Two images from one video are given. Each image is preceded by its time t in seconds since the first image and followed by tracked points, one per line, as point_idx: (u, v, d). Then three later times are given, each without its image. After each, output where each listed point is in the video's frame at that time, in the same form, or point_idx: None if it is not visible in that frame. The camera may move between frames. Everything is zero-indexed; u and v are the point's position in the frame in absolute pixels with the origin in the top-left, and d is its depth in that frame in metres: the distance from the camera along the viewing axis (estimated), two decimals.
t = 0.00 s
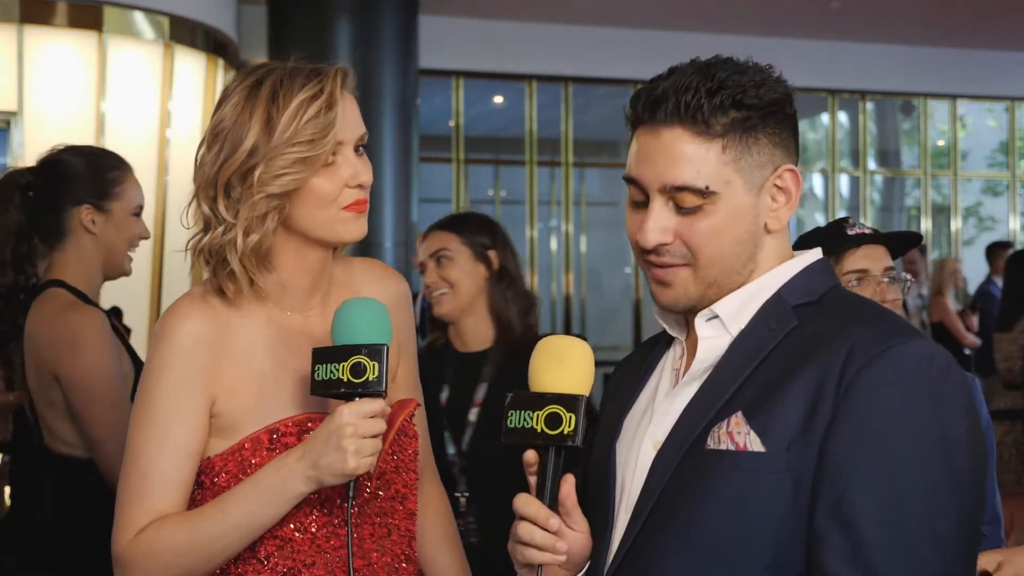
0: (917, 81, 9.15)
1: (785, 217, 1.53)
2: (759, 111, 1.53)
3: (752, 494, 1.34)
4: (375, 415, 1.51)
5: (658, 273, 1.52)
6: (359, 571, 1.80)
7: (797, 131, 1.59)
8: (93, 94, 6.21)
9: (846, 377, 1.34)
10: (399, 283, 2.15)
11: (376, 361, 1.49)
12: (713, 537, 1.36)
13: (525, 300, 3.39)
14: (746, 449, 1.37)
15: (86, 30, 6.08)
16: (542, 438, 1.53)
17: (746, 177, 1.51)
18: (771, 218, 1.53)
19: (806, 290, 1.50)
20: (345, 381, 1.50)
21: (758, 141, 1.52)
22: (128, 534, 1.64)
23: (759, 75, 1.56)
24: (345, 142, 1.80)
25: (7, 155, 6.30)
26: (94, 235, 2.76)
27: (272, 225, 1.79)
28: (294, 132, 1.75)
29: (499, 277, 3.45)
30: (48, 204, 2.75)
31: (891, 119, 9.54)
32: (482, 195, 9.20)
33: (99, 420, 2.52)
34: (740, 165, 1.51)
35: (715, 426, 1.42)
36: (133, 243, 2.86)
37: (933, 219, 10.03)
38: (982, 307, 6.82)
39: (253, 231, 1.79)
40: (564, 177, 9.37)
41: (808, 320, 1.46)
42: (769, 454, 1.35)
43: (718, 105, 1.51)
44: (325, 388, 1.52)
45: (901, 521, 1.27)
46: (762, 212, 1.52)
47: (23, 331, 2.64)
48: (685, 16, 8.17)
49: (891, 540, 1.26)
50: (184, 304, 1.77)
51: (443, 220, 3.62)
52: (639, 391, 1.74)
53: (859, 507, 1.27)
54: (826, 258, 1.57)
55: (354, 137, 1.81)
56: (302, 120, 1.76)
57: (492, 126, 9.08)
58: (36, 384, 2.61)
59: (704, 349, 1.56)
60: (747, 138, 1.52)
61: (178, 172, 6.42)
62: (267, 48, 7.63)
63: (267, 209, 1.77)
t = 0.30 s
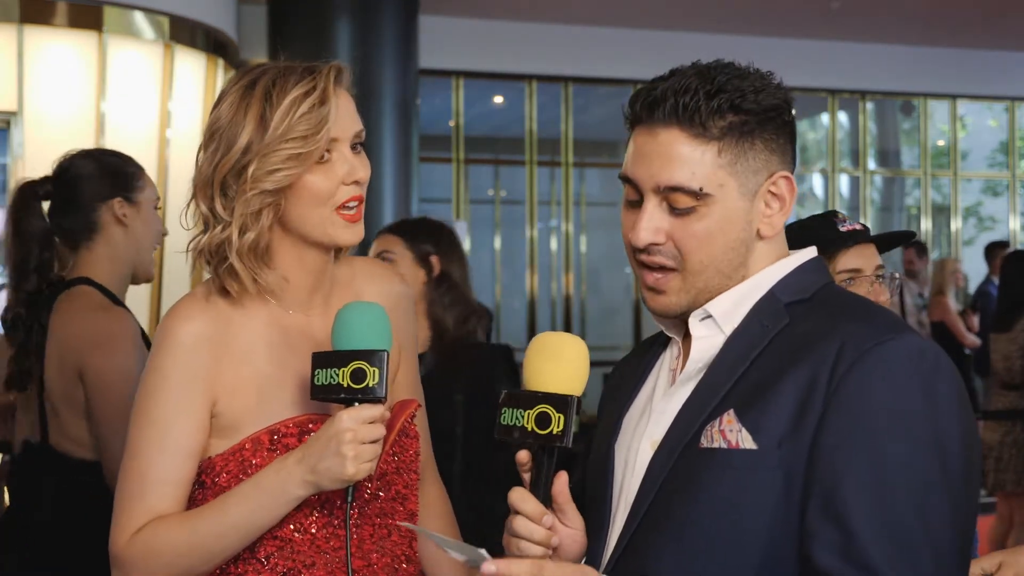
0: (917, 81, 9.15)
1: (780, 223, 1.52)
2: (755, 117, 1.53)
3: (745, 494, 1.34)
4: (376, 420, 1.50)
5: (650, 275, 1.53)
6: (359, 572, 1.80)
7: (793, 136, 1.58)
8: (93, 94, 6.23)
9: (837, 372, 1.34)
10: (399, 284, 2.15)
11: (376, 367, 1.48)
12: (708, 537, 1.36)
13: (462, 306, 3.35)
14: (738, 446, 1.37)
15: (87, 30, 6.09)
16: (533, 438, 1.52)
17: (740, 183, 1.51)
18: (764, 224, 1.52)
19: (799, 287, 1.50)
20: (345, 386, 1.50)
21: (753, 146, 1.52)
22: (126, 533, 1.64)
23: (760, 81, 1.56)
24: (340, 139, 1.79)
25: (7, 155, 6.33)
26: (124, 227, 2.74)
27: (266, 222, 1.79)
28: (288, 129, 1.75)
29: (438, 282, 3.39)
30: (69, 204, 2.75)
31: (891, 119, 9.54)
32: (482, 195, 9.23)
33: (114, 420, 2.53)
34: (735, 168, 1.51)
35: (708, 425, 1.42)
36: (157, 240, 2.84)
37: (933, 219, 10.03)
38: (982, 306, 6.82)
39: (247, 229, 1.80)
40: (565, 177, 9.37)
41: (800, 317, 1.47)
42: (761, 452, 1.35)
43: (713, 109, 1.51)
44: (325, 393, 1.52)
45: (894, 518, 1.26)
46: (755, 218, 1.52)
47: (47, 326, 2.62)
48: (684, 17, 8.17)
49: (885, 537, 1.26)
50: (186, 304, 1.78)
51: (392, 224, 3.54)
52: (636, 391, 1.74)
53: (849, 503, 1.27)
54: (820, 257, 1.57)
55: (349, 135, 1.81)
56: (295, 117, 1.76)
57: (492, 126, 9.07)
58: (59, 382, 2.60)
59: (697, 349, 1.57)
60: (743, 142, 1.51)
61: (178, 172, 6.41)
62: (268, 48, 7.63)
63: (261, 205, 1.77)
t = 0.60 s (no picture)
0: (917, 81, 9.15)
1: (775, 220, 1.53)
2: (756, 109, 1.54)
3: (745, 493, 1.34)
4: (381, 418, 1.50)
5: (640, 261, 1.54)
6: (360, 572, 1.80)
7: (796, 136, 1.59)
8: (93, 95, 6.26)
9: (836, 368, 1.34)
10: (398, 284, 2.15)
11: (383, 365, 1.48)
12: (707, 535, 1.36)
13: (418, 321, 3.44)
14: (738, 443, 1.37)
15: (86, 30, 6.09)
16: (529, 435, 1.53)
17: (734, 171, 1.52)
18: (759, 218, 1.53)
19: (799, 286, 1.50)
20: (352, 383, 1.49)
21: (752, 141, 1.53)
22: (129, 533, 1.64)
23: (765, 77, 1.57)
24: (348, 146, 1.79)
25: (6, 155, 6.40)
26: (140, 232, 2.69)
27: (277, 231, 1.79)
28: (298, 139, 1.75)
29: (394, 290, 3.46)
30: (89, 199, 2.68)
31: (891, 119, 9.55)
32: (482, 195, 9.25)
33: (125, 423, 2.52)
34: (730, 157, 1.52)
35: (707, 422, 1.41)
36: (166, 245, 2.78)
37: (933, 219, 10.02)
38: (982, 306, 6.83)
39: (258, 238, 1.80)
40: (565, 177, 9.39)
41: (799, 316, 1.47)
42: (761, 449, 1.35)
43: (714, 97, 1.53)
44: (332, 391, 1.51)
45: (893, 516, 1.26)
46: (750, 212, 1.53)
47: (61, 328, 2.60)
48: (685, 17, 8.17)
49: (885, 537, 1.26)
50: (189, 303, 1.77)
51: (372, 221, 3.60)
52: (636, 390, 1.74)
53: (848, 503, 1.26)
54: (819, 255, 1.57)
55: (357, 142, 1.81)
56: (306, 127, 1.75)
57: (492, 126, 9.06)
58: (71, 385, 2.57)
59: (696, 347, 1.57)
60: (740, 132, 1.52)
61: (178, 172, 6.42)
62: (267, 48, 7.63)
63: (273, 215, 1.77)
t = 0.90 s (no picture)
0: (917, 81, 9.15)
1: (768, 220, 1.54)
2: (764, 107, 1.57)
3: (745, 493, 1.34)
4: (374, 419, 1.50)
5: (635, 242, 1.59)
6: (362, 570, 1.80)
7: (804, 139, 1.60)
8: (93, 95, 6.25)
9: (835, 367, 1.34)
10: (401, 284, 2.14)
11: (373, 366, 1.48)
12: (708, 535, 1.35)
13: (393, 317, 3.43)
14: (738, 443, 1.37)
15: (87, 31, 6.09)
16: (541, 423, 1.53)
17: (728, 165, 1.54)
18: (750, 217, 1.54)
19: (800, 287, 1.50)
20: (343, 385, 1.50)
21: (753, 138, 1.55)
22: (127, 533, 1.64)
23: (782, 80, 1.60)
24: (344, 145, 1.79)
25: (6, 155, 6.40)
26: (140, 228, 2.70)
27: (271, 231, 1.78)
28: (293, 139, 1.75)
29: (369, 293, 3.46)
30: (86, 196, 2.67)
31: (891, 119, 9.55)
32: (482, 195, 9.26)
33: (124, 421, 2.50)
34: (727, 150, 1.55)
35: (707, 422, 1.41)
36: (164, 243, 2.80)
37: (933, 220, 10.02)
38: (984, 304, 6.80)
39: (252, 238, 1.79)
40: (565, 177, 9.40)
41: (800, 317, 1.46)
42: (761, 449, 1.35)
43: (719, 90, 1.56)
44: (323, 392, 1.51)
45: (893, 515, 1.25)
46: (742, 210, 1.54)
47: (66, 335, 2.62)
48: (684, 17, 8.17)
49: (886, 537, 1.25)
50: (187, 304, 1.78)
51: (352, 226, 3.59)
52: (638, 390, 1.73)
53: (848, 503, 1.26)
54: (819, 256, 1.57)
55: (353, 142, 1.81)
56: (301, 126, 1.75)
57: (492, 126, 9.05)
58: (75, 394, 2.59)
59: (697, 347, 1.58)
60: (742, 129, 1.55)
61: (178, 172, 6.42)
62: (268, 48, 7.63)
63: (267, 215, 1.77)
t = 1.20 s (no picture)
0: (917, 81, 9.15)
1: (762, 218, 1.54)
2: (767, 104, 1.59)
3: (745, 493, 1.34)
4: (370, 418, 1.50)
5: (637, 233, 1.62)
6: (363, 569, 1.79)
7: (809, 139, 1.60)
8: (93, 95, 6.26)
9: (837, 368, 1.34)
10: (403, 284, 2.14)
11: (370, 365, 1.47)
12: (707, 535, 1.35)
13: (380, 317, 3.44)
14: (738, 445, 1.37)
15: (86, 31, 6.09)
16: (540, 399, 1.53)
17: (724, 159, 1.56)
18: (745, 213, 1.54)
19: (802, 289, 1.50)
20: (340, 383, 1.49)
21: (751, 135, 1.56)
22: (124, 531, 1.64)
23: (789, 79, 1.62)
24: (336, 149, 1.79)
25: (7, 155, 6.46)
26: (119, 234, 2.70)
27: (261, 236, 1.80)
28: (284, 144, 1.75)
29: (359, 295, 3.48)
30: (69, 202, 2.70)
31: (891, 119, 9.55)
32: (482, 195, 9.26)
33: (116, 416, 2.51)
34: (725, 146, 1.56)
35: (708, 423, 1.42)
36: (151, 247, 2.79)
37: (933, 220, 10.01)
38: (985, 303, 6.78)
39: (242, 241, 1.81)
40: (565, 177, 9.40)
41: (802, 319, 1.46)
42: (761, 450, 1.35)
43: (721, 86, 1.59)
44: (320, 391, 1.51)
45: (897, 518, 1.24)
46: (737, 206, 1.55)
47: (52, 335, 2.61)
48: (684, 17, 8.17)
49: (888, 539, 1.25)
50: (185, 304, 1.78)
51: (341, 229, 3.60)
52: (640, 390, 1.73)
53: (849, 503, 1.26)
54: (824, 258, 1.57)
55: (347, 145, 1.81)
56: (292, 132, 1.75)
57: (492, 126, 9.04)
58: (67, 390, 2.59)
59: (699, 348, 1.59)
60: (741, 124, 1.57)
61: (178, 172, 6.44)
62: (267, 48, 7.63)
63: (256, 221, 1.78)
